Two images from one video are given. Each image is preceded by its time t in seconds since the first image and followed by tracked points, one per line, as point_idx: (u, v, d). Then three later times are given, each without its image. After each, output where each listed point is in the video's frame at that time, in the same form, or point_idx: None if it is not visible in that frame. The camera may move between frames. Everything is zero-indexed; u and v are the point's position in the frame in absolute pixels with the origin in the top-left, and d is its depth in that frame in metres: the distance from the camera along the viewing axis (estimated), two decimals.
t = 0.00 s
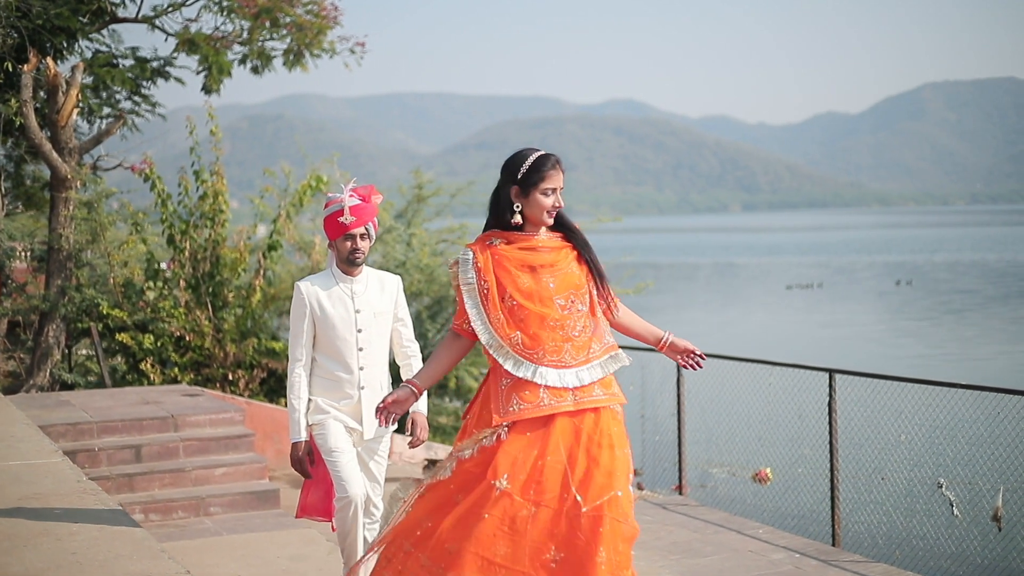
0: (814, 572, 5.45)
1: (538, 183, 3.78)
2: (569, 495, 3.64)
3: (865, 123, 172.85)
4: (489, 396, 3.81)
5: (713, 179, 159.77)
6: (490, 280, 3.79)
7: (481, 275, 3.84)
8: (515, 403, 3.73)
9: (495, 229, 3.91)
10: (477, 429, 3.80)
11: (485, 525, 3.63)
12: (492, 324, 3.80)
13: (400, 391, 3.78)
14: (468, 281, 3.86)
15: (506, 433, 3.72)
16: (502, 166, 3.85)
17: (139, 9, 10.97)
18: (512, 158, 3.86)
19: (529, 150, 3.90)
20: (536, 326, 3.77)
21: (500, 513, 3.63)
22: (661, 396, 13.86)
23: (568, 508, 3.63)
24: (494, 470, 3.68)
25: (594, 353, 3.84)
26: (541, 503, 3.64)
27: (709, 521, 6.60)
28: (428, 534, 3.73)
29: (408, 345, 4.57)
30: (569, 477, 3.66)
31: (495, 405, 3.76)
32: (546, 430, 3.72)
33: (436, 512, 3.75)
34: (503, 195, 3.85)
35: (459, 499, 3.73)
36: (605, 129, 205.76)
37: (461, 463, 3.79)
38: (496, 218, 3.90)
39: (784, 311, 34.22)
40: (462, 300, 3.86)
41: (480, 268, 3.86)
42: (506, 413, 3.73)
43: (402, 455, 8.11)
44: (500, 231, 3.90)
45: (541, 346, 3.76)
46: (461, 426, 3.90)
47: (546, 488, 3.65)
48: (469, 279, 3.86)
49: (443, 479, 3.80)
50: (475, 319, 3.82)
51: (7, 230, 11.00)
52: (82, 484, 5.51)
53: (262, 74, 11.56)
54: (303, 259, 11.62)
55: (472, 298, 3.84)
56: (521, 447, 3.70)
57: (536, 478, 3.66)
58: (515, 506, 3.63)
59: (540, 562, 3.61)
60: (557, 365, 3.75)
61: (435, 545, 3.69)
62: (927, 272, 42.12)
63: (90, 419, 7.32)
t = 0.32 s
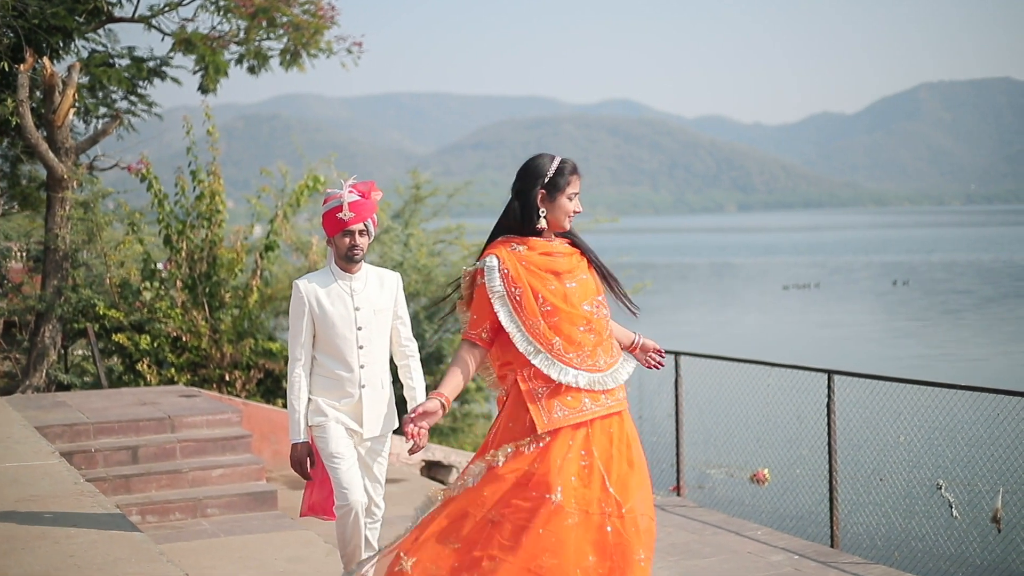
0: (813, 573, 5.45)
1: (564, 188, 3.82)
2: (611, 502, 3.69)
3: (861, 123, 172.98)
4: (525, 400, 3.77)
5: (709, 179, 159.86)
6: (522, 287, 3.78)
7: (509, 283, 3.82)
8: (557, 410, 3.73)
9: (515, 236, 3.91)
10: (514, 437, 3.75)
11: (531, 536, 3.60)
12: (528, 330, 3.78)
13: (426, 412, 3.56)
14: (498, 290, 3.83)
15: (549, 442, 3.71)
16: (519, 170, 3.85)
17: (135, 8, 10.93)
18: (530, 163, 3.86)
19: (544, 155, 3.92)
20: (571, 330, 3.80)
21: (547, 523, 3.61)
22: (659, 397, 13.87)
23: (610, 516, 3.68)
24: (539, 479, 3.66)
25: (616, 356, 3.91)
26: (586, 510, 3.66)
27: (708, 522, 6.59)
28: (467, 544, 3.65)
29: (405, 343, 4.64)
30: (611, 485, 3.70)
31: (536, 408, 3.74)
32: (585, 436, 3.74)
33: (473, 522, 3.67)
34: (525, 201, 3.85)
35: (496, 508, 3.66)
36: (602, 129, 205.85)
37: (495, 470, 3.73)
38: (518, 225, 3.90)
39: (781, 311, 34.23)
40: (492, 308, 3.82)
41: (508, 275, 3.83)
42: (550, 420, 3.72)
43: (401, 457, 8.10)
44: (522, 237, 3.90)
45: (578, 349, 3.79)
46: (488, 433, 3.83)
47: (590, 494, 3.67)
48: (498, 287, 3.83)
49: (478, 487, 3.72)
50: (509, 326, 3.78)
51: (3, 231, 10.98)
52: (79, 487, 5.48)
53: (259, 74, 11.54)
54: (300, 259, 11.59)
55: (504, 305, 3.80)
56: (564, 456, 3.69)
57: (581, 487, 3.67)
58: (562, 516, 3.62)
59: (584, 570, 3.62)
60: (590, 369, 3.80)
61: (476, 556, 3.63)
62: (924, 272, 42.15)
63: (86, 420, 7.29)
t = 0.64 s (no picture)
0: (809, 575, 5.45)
1: (583, 192, 3.82)
2: (647, 502, 3.74)
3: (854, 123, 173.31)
4: (555, 409, 3.74)
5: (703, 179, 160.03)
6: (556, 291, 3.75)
7: (541, 288, 3.78)
8: (589, 417, 3.74)
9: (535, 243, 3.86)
10: (551, 448, 3.71)
11: (586, 542, 3.61)
12: (562, 334, 3.76)
13: (473, 421, 3.57)
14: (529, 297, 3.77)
15: (589, 447, 3.71)
16: (530, 178, 3.78)
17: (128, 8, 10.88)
18: (543, 169, 3.81)
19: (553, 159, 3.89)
20: (599, 334, 3.82)
21: (600, 526, 3.62)
22: (654, 398, 13.87)
23: (648, 515, 3.73)
24: (585, 486, 3.66)
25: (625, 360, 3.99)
26: (631, 510, 3.69)
27: (704, 523, 6.59)
28: (525, 557, 3.60)
29: (401, 337, 4.64)
30: (645, 485, 3.75)
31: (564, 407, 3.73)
32: (617, 438, 3.77)
33: (527, 534, 3.62)
34: (544, 208, 3.81)
35: (548, 520, 3.64)
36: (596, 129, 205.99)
37: (538, 480, 3.69)
38: (535, 230, 3.86)
39: (774, 311, 34.28)
40: (526, 314, 3.77)
41: (539, 281, 3.79)
42: (584, 429, 3.72)
43: (396, 457, 8.03)
44: (541, 242, 3.88)
45: (608, 352, 3.83)
46: (516, 446, 3.76)
47: (632, 494, 3.71)
48: (529, 294, 3.77)
49: (525, 500, 3.67)
50: (546, 332, 3.74)
51: None
52: (73, 489, 5.46)
53: (252, 73, 11.51)
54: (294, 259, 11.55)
55: (539, 311, 3.76)
56: (603, 461, 3.70)
57: (623, 489, 3.70)
58: (612, 518, 3.64)
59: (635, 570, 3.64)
60: (615, 372, 3.85)
61: (536, 567, 3.59)
62: (917, 273, 42.26)
63: (80, 422, 7.26)
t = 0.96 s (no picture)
0: None
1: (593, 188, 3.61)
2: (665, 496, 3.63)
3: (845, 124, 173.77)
4: (581, 408, 3.50)
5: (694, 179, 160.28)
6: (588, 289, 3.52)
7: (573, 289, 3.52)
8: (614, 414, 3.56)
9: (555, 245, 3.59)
10: (583, 451, 3.47)
11: (632, 539, 3.42)
12: (592, 334, 3.54)
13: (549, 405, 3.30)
14: (560, 298, 3.51)
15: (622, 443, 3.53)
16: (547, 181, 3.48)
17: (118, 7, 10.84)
18: (555, 171, 3.53)
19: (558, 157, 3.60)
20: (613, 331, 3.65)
21: (645, 522, 3.46)
22: (646, 398, 13.87)
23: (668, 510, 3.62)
24: (621, 483, 3.47)
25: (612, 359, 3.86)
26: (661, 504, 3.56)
27: (697, 525, 6.58)
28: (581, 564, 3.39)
29: (393, 330, 4.63)
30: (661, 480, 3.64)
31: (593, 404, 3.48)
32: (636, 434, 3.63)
33: (581, 540, 3.41)
34: (566, 209, 3.55)
35: (596, 521, 3.42)
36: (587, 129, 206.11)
37: (584, 481, 3.45)
38: (551, 232, 3.59)
39: (765, 311, 34.34)
40: (559, 311, 3.50)
41: (570, 281, 3.52)
42: (608, 429, 3.51)
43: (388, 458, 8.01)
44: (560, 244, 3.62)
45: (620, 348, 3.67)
46: (542, 452, 3.49)
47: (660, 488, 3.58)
48: (561, 293, 3.51)
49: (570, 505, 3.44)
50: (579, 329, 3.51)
51: None
52: (65, 491, 5.44)
53: (243, 73, 11.47)
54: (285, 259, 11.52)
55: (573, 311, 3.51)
56: (631, 457, 3.52)
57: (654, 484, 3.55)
58: (652, 512, 3.50)
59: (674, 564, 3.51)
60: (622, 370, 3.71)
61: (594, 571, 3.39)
62: (907, 273, 42.42)
63: (70, 423, 7.22)
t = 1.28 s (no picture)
0: None
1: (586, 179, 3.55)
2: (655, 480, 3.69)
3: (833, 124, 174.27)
4: (601, 402, 3.41)
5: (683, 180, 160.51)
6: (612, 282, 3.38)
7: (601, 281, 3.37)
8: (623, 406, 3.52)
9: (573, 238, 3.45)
10: (608, 446, 3.40)
11: (653, 527, 3.45)
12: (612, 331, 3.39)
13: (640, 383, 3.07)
14: (592, 293, 3.34)
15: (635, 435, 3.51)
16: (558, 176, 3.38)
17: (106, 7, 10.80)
18: (564, 165, 3.43)
19: (558, 154, 3.49)
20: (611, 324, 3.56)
21: (665, 511, 3.50)
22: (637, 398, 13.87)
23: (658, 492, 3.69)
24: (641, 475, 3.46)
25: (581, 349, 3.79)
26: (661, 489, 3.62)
27: (690, 526, 6.57)
28: (624, 560, 3.35)
29: (386, 323, 4.67)
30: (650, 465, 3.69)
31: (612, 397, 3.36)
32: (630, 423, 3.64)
33: (620, 536, 3.37)
34: (581, 201, 3.45)
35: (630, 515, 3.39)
36: (576, 129, 206.27)
37: (617, 476, 3.39)
38: (567, 227, 3.45)
39: (755, 312, 34.40)
40: (590, 306, 3.33)
41: (600, 273, 3.36)
42: (624, 422, 3.47)
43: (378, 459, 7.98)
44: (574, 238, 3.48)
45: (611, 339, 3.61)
46: (568, 452, 3.35)
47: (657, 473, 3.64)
48: (594, 288, 3.34)
49: (606, 504, 3.37)
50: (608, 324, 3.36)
51: None
52: (54, 494, 5.40)
53: (232, 73, 11.44)
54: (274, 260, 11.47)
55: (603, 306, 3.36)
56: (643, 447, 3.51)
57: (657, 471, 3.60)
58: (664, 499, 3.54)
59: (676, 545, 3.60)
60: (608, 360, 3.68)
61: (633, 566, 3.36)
62: (895, 273, 42.56)
63: (59, 424, 7.19)
